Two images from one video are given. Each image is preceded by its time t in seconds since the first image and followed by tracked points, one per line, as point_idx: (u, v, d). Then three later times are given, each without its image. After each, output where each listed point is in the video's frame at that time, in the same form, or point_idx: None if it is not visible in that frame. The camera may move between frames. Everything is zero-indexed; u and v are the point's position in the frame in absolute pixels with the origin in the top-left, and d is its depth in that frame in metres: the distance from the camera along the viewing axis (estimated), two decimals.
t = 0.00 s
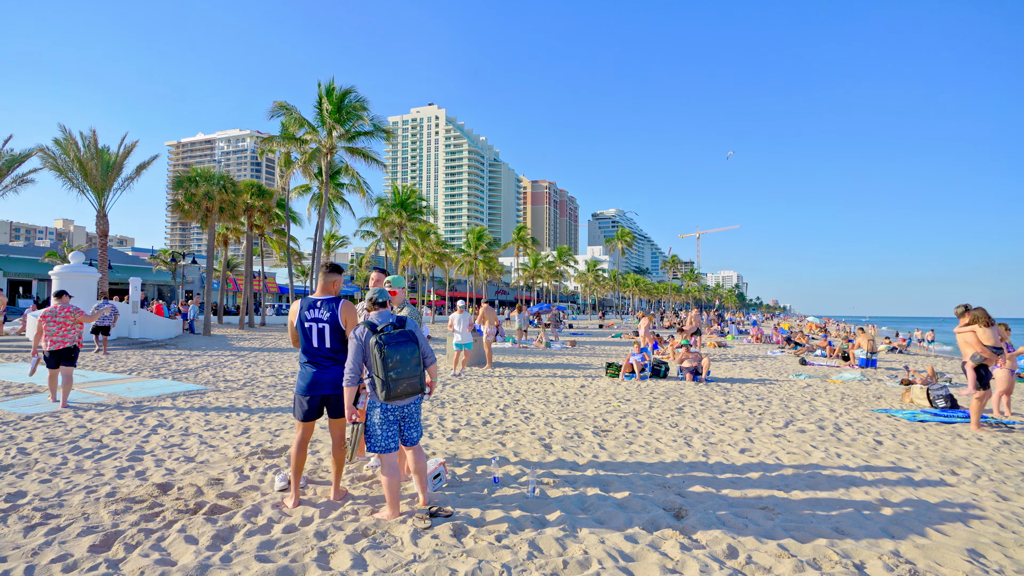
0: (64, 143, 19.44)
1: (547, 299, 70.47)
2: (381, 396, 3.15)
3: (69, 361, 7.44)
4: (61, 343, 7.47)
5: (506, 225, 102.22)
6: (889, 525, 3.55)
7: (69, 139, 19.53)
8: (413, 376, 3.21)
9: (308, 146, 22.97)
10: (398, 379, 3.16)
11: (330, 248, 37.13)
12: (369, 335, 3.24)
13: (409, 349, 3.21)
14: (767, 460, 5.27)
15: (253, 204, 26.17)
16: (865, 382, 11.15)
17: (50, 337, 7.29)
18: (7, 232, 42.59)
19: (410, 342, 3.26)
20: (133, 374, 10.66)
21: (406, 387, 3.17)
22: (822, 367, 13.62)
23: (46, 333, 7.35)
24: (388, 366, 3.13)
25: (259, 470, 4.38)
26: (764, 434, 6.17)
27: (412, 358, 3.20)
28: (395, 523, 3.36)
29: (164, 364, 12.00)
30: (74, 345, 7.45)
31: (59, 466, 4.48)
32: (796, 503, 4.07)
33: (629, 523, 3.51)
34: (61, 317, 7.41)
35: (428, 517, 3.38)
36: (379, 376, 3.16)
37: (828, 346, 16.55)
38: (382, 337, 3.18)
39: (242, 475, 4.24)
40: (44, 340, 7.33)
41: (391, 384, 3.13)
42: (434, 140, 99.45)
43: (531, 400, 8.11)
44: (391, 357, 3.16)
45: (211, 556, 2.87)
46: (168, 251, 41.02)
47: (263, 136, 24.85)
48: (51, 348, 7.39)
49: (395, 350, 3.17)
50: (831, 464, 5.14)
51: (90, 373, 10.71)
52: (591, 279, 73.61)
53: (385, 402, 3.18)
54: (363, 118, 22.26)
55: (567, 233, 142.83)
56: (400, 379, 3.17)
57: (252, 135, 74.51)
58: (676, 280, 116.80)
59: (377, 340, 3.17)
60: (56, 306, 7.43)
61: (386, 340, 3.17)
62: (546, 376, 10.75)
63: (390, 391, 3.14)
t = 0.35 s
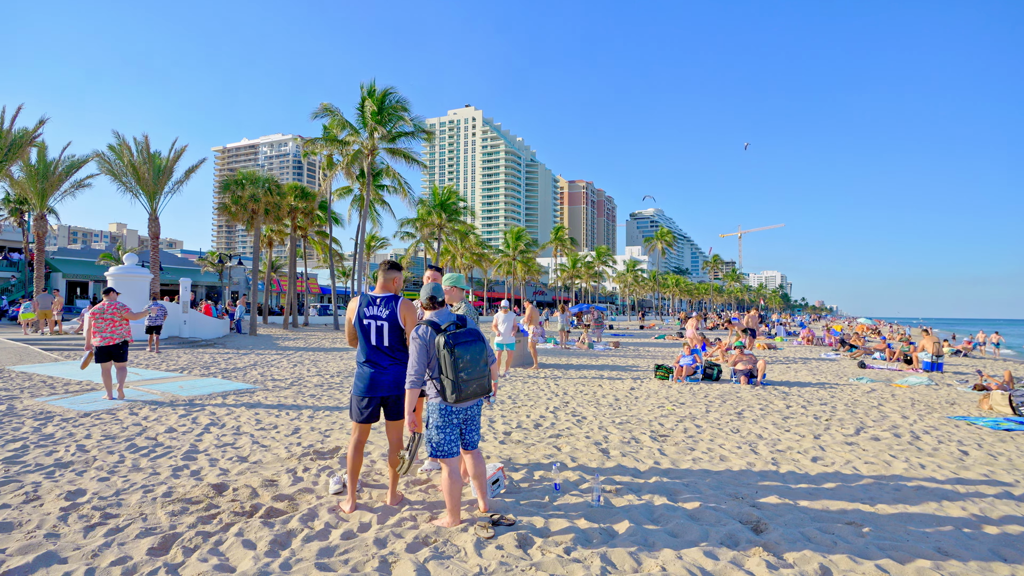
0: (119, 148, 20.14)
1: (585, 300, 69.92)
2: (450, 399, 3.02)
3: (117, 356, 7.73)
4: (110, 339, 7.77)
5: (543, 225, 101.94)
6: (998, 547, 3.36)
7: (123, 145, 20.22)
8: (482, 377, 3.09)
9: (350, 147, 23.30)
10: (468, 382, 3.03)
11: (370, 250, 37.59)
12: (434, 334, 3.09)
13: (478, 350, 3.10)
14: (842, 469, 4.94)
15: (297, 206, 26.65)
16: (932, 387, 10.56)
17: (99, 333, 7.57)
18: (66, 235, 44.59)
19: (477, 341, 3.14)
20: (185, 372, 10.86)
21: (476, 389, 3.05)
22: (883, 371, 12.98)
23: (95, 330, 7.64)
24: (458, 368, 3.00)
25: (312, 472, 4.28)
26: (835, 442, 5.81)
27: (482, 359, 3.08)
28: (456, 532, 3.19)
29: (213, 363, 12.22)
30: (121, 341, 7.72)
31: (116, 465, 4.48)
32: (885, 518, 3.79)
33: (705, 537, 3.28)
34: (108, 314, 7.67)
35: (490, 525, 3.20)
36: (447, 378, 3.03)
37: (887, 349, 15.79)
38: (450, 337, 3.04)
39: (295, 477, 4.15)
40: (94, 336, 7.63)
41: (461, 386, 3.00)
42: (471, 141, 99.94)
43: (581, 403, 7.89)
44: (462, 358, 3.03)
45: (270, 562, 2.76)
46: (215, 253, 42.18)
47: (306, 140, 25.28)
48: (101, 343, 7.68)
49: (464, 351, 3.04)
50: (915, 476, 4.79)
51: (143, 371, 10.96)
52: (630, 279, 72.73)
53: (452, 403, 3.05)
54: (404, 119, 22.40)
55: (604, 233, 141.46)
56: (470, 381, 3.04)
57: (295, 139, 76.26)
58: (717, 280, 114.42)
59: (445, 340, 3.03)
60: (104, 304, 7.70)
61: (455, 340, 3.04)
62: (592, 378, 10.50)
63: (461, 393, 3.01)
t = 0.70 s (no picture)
0: (160, 151, 20.58)
1: (619, 300, 69.10)
2: (507, 412, 2.85)
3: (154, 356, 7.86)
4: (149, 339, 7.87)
5: (575, 224, 101.28)
6: None
7: (165, 148, 20.67)
8: (542, 389, 2.92)
9: (385, 147, 23.42)
10: (527, 393, 2.86)
11: (404, 250, 37.78)
12: (491, 343, 2.96)
13: (538, 360, 2.94)
14: (922, 485, 4.51)
15: (333, 207, 26.91)
16: (1000, 393, 9.88)
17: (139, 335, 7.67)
18: (111, 237, 46.11)
19: (537, 350, 2.98)
20: (225, 374, 10.91)
21: (535, 401, 2.89)
22: (943, 376, 12.26)
23: (136, 330, 7.74)
24: (517, 379, 2.84)
25: (356, 484, 4.11)
26: (907, 454, 5.36)
27: (542, 369, 2.91)
28: (514, 555, 2.95)
29: (252, 364, 12.28)
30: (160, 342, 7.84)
31: (158, 473, 4.40)
32: (985, 545, 3.37)
33: (787, 566, 2.96)
34: (148, 316, 7.75)
35: (550, 549, 2.95)
36: (505, 389, 2.86)
37: (944, 352, 14.99)
38: (508, 345, 2.89)
39: (340, 489, 3.98)
40: (133, 336, 7.73)
41: (519, 398, 2.83)
42: (502, 141, 99.98)
43: (627, 408, 7.58)
44: (521, 369, 2.87)
45: None
46: (253, 255, 42.99)
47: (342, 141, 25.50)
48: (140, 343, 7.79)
49: (524, 361, 2.88)
50: (1007, 495, 4.31)
51: (184, 372, 11.06)
52: (664, 278, 71.67)
53: (512, 416, 2.86)
54: (439, 119, 22.35)
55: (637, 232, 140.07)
56: (529, 393, 2.88)
57: (329, 141, 77.48)
58: (754, 280, 111.94)
59: (503, 349, 2.88)
60: (144, 304, 7.77)
61: (514, 349, 2.88)
62: (634, 382, 10.15)
63: (519, 406, 2.84)
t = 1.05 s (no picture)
0: (173, 151, 20.56)
1: (630, 300, 68.67)
2: (551, 419, 2.57)
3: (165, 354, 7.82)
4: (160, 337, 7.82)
5: (585, 224, 100.91)
6: None
7: (177, 148, 20.63)
8: (590, 395, 2.65)
9: (397, 146, 23.28)
10: (573, 399, 2.60)
11: (415, 250, 37.66)
12: (535, 342, 2.71)
13: (585, 363, 2.66)
14: (981, 494, 4.20)
15: (344, 207, 26.83)
16: None
17: (153, 334, 7.60)
18: (124, 238, 46.36)
19: (584, 351, 2.71)
20: (239, 375, 10.76)
21: (581, 408, 2.61)
22: (975, 377, 11.86)
23: (149, 329, 7.67)
24: (561, 382, 2.57)
25: (383, 492, 3.91)
26: (959, 461, 5.05)
27: (590, 373, 2.63)
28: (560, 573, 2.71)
29: (265, 365, 12.12)
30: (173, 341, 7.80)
31: (175, 480, 4.22)
32: None
33: None
34: (163, 315, 7.67)
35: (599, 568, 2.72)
36: (549, 394, 2.59)
37: (971, 352, 14.57)
38: (553, 346, 2.62)
39: (366, 498, 3.78)
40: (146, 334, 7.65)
41: (563, 405, 2.56)
42: (512, 141, 99.83)
43: (653, 411, 7.32)
44: (566, 371, 2.60)
45: None
46: (265, 255, 43.04)
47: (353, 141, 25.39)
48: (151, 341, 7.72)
49: (570, 363, 2.61)
50: None
51: (198, 373, 10.92)
52: (676, 277, 71.17)
53: (559, 423, 2.58)
54: (452, 117, 22.16)
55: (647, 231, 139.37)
56: (575, 399, 2.61)
57: (339, 142, 77.70)
58: (766, 280, 110.91)
59: (547, 350, 2.61)
60: (158, 303, 7.68)
61: (559, 350, 2.62)
62: (656, 383, 9.88)
63: (564, 414, 2.56)
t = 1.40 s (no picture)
0: (181, 151, 20.43)
1: (637, 300, 68.32)
2: (597, 430, 2.30)
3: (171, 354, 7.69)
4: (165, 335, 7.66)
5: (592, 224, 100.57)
6: None
7: (185, 148, 20.51)
8: (641, 402, 2.35)
9: (406, 145, 23.08)
10: (621, 408, 2.30)
11: (422, 250, 37.46)
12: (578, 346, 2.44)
13: (634, 368, 2.35)
14: None
15: (352, 207, 26.67)
16: None
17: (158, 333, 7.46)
18: (132, 238, 46.44)
19: (633, 354, 2.40)
20: (249, 377, 10.57)
21: (631, 417, 2.32)
22: (1002, 379, 11.52)
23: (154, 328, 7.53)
24: (609, 388, 2.28)
25: (407, 504, 3.70)
26: (1010, 469, 4.76)
27: (639, 379, 2.33)
28: None
29: (274, 367, 11.94)
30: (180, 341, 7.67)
31: (187, 489, 4.03)
32: None
33: None
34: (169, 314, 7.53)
35: None
36: (593, 402, 2.32)
37: (994, 353, 14.24)
38: (598, 348, 2.33)
39: (389, 510, 3.57)
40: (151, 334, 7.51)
41: (609, 414, 2.28)
42: (518, 141, 99.55)
43: (677, 415, 7.07)
44: (611, 377, 2.30)
45: None
46: (272, 255, 42.98)
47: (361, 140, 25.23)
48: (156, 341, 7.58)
49: (616, 367, 2.31)
50: None
51: (206, 375, 10.74)
52: (683, 277, 70.77)
53: (605, 434, 2.31)
54: (461, 116, 21.93)
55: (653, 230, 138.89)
56: (622, 407, 2.32)
57: (346, 142, 77.72)
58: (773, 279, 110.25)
59: (592, 353, 2.32)
60: (164, 302, 7.53)
61: (605, 354, 2.33)
62: (675, 385, 9.62)
63: (611, 423, 2.28)
